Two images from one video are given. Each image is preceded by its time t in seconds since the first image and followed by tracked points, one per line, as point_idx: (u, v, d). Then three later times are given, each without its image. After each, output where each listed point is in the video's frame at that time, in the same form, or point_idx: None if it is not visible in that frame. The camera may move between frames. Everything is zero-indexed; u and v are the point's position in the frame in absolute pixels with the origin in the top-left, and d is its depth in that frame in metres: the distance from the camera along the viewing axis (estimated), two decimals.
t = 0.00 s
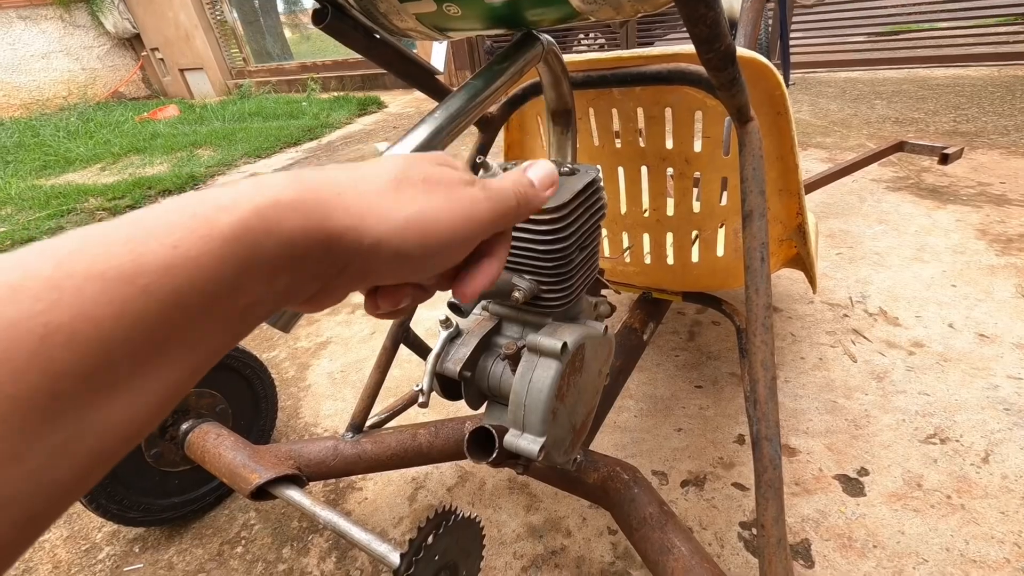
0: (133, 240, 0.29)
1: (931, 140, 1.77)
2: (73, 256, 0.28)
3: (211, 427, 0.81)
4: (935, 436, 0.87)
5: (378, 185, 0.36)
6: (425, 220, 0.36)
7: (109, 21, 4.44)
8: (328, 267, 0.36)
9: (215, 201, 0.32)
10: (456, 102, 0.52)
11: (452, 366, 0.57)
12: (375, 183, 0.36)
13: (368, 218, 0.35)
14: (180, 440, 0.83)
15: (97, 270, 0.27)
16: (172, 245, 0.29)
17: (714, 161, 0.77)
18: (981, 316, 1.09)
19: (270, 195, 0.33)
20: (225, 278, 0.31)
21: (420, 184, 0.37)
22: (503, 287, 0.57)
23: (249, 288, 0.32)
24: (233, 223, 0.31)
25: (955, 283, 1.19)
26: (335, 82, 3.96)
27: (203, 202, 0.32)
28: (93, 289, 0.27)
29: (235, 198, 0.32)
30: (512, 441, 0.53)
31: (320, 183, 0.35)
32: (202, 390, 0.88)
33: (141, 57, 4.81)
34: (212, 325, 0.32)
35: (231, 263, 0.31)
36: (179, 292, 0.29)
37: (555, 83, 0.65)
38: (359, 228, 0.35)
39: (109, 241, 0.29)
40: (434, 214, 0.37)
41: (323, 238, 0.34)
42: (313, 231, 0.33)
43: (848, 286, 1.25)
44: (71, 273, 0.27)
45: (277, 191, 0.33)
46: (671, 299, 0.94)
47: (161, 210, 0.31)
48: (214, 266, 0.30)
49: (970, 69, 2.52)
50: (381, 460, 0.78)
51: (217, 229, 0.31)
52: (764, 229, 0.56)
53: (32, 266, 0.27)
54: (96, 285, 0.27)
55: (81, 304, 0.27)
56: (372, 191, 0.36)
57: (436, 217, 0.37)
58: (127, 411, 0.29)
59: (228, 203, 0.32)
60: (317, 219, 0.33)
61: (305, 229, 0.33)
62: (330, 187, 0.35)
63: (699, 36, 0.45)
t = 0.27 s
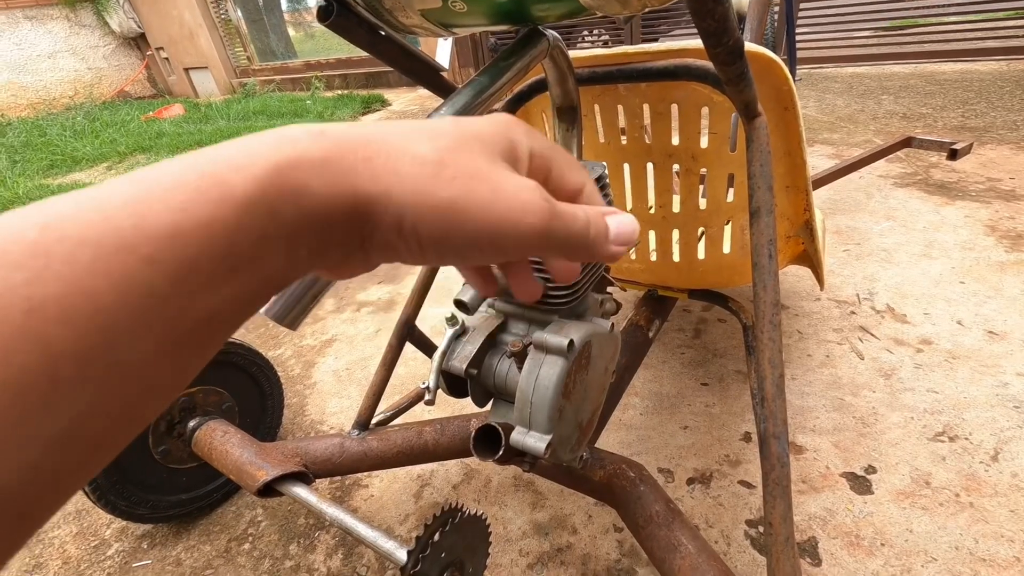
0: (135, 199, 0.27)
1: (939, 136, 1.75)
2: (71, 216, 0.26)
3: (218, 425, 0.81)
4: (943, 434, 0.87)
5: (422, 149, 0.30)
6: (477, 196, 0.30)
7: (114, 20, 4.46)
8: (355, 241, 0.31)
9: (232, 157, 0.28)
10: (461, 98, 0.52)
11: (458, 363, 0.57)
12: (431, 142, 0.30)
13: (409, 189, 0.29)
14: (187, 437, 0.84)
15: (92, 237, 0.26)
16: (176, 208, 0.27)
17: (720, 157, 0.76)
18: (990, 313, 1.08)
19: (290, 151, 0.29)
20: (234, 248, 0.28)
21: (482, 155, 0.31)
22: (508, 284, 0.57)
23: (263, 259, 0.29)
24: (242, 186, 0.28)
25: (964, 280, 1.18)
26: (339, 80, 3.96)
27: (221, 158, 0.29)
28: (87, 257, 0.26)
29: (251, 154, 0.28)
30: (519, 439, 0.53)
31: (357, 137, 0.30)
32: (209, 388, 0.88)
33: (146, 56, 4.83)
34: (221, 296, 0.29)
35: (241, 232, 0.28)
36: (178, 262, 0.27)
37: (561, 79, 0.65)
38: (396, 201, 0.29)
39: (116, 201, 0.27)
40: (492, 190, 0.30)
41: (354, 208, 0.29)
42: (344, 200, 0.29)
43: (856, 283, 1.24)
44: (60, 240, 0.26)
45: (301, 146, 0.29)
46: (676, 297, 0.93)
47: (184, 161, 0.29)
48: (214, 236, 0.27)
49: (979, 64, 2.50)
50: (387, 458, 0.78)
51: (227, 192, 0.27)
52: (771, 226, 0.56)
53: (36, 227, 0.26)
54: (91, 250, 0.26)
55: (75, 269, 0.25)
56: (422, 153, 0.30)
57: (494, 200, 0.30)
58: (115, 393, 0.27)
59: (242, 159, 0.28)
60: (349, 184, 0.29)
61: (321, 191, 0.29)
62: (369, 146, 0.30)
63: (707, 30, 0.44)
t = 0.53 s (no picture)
0: (220, 151, 0.22)
1: (939, 139, 1.75)
2: (142, 170, 0.21)
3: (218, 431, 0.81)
4: (946, 439, 0.86)
5: (566, 94, 0.25)
6: (625, 168, 0.25)
7: (116, 27, 4.48)
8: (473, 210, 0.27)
9: (326, 96, 0.23)
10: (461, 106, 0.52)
11: (457, 369, 0.57)
12: (571, 87, 0.25)
13: (545, 153, 0.24)
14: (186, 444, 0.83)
15: (166, 206, 0.20)
16: (266, 167, 0.22)
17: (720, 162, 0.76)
18: (991, 317, 1.08)
19: (403, 97, 0.24)
20: (332, 221, 0.24)
21: (633, 108, 0.26)
22: (508, 291, 0.57)
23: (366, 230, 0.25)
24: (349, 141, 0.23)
25: (964, 284, 1.18)
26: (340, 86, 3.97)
27: (315, 95, 0.23)
28: (162, 232, 0.20)
29: (356, 98, 0.24)
30: (519, 445, 0.53)
31: (481, 79, 0.25)
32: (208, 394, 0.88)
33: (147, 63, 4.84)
34: (325, 287, 0.25)
35: (342, 199, 0.24)
36: (276, 236, 0.22)
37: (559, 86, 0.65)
38: (526, 167, 0.25)
39: (190, 150, 0.22)
40: (644, 160, 0.25)
41: (475, 172, 0.25)
42: (470, 163, 0.25)
43: (856, 287, 1.24)
44: (129, 208, 0.20)
45: (416, 94, 0.24)
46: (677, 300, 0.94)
47: (270, 96, 0.24)
48: (315, 204, 0.23)
49: (977, 67, 2.50)
50: (387, 464, 0.78)
51: (327, 155, 0.23)
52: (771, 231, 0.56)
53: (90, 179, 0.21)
54: (167, 225, 0.20)
55: (143, 247, 0.20)
56: (563, 100, 0.25)
57: (646, 169, 0.25)
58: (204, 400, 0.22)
59: (345, 106, 0.23)
60: (471, 146, 0.24)
61: (440, 152, 0.24)
62: (499, 93, 0.25)
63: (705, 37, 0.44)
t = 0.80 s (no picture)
0: (216, 229, 0.27)
1: (932, 137, 1.76)
2: (147, 243, 0.26)
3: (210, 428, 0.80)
4: (937, 435, 0.87)
5: (507, 192, 0.31)
6: (545, 253, 0.32)
7: (109, 22, 4.44)
8: (423, 272, 0.32)
9: (313, 179, 0.29)
10: (452, 99, 0.52)
11: (450, 365, 0.57)
12: (510, 185, 0.31)
13: (486, 237, 0.31)
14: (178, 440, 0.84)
15: (173, 273, 0.25)
16: (258, 241, 0.27)
17: (714, 158, 0.76)
18: (983, 314, 1.09)
19: (380, 181, 0.29)
20: (311, 284, 0.29)
21: (556, 206, 0.33)
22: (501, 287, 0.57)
23: (337, 288, 0.30)
24: (330, 224, 0.28)
25: (957, 281, 1.19)
26: (335, 81, 3.96)
27: (300, 179, 0.28)
28: (170, 294, 0.25)
29: (338, 181, 0.28)
30: (511, 441, 0.53)
31: (444, 168, 0.30)
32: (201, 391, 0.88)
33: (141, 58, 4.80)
34: (293, 339, 0.30)
35: (322, 265, 0.28)
36: (262, 296, 0.27)
37: (553, 81, 0.64)
38: (472, 246, 0.31)
39: (187, 225, 0.26)
40: (559, 249, 0.32)
41: (431, 246, 0.31)
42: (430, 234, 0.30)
43: (850, 284, 1.24)
44: (141, 273, 0.25)
45: (387, 182, 0.29)
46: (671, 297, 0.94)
47: (260, 182, 0.29)
48: (297, 270, 0.28)
49: (971, 66, 2.51)
50: (381, 460, 0.78)
51: (312, 229, 0.28)
52: (763, 227, 0.56)
53: (101, 251, 0.25)
54: (162, 294, 0.25)
55: (154, 307, 0.25)
56: (504, 195, 0.31)
57: (553, 257, 0.32)
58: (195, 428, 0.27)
59: (331, 187, 0.28)
60: (432, 223, 0.30)
61: (405, 230, 0.30)
62: (458, 181, 0.30)
63: (697, 31, 0.45)
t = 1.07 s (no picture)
0: (191, 223, 0.27)
1: (938, 131, 1.75)
2: (120, 239, 0.26)
3: (213, 428, 0.81)
4: (944, 431, 0.86)
5: (482, 185, 0.32)
6: (521, 243, 0.32)
7: (112, 23, 4.44)
8: (403, 266, 0.32)
9: (291, 175, 0.29)
10: (452, 96, 0.52)
11: (452, 364, 0.57)
12: (484, 178, 0.33)
13: (462, 228, 0.31)
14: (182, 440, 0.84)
15: (147, 268, 0.25)
16: (232, 235, 0.27)
17: (716, 154, 0.76)
18: (990, 309, 1.08)
19: (355, 174, 0.30)
20: (288, 277, 0.29)
21: (530, 199, 0.34)
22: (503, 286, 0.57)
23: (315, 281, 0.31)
24: (308, 217, 0.29)
25: (963, 276, 1.18)
26: (338, 80, 3.96)
27: (275, 175, 0.29)
28: (142, 289, 0.25)
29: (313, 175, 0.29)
30: (513, 439, 0.53)
31: (418, 162, 0.31)
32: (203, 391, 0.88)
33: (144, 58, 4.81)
34: (270, 331, 0.30)
35: (298, 257, 0.29)
36: (238, 289, 0.28)
37: (554, 77, 0.64)
38: (448, 237, 0.31)
39: (161, 220, 0.27)
40: (535, 239, 0.33)
41: (410, 239, 0.31)
42: (408, 227, 0.31)
43: (855, 280, 1.23)
44: (114, 268, 0.25)
45: (365, 176, 0.30)
46: (674, 294, 0.94)
47: (238, 179, 0.29)
48: (274, 262, 0.28)
49: (977, 59, 2.49)
50: (383, 459, 0.78)
51: (287, 221, 0.28)
52: (767, 222, 0.55)
53: (74, 248, 0.26)
54: (136, 288, 0.25)
55: (126, 301, 0.25)
56: (478, 189, 0.32)
57: (530, 248, 0.33)
58: (171, 422, 0.27)
59: (305, 181, 0.29)
60: (408, 216, 0.31)
61: (383, 224, 0.30)
62: (434, 176, 0.31)
63: (698, 25, 0.44)
